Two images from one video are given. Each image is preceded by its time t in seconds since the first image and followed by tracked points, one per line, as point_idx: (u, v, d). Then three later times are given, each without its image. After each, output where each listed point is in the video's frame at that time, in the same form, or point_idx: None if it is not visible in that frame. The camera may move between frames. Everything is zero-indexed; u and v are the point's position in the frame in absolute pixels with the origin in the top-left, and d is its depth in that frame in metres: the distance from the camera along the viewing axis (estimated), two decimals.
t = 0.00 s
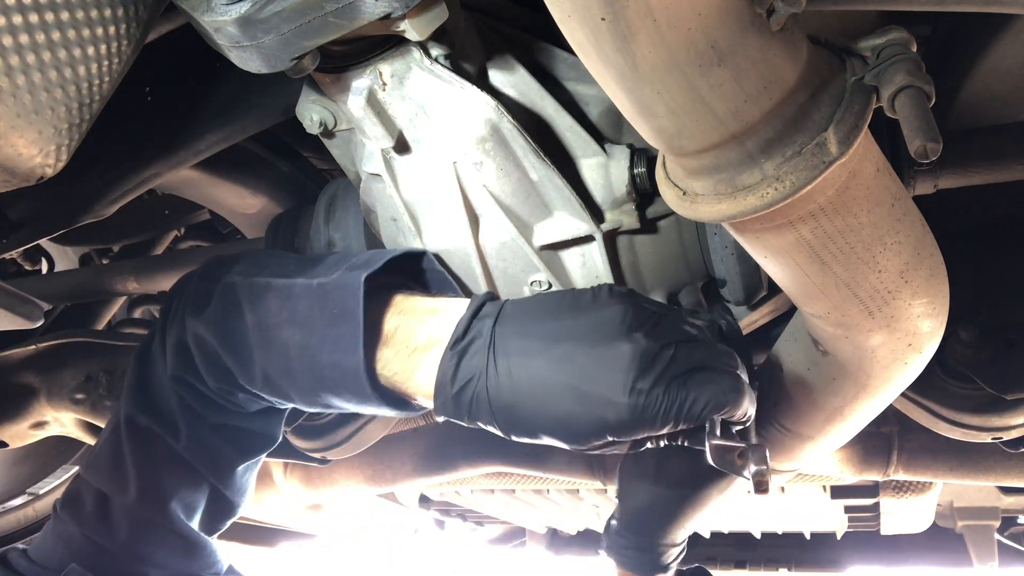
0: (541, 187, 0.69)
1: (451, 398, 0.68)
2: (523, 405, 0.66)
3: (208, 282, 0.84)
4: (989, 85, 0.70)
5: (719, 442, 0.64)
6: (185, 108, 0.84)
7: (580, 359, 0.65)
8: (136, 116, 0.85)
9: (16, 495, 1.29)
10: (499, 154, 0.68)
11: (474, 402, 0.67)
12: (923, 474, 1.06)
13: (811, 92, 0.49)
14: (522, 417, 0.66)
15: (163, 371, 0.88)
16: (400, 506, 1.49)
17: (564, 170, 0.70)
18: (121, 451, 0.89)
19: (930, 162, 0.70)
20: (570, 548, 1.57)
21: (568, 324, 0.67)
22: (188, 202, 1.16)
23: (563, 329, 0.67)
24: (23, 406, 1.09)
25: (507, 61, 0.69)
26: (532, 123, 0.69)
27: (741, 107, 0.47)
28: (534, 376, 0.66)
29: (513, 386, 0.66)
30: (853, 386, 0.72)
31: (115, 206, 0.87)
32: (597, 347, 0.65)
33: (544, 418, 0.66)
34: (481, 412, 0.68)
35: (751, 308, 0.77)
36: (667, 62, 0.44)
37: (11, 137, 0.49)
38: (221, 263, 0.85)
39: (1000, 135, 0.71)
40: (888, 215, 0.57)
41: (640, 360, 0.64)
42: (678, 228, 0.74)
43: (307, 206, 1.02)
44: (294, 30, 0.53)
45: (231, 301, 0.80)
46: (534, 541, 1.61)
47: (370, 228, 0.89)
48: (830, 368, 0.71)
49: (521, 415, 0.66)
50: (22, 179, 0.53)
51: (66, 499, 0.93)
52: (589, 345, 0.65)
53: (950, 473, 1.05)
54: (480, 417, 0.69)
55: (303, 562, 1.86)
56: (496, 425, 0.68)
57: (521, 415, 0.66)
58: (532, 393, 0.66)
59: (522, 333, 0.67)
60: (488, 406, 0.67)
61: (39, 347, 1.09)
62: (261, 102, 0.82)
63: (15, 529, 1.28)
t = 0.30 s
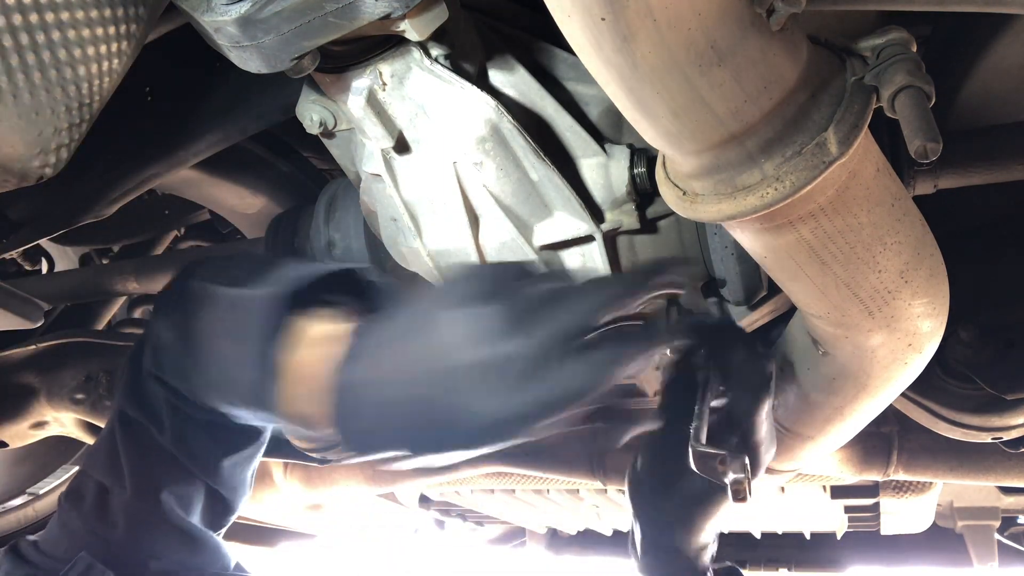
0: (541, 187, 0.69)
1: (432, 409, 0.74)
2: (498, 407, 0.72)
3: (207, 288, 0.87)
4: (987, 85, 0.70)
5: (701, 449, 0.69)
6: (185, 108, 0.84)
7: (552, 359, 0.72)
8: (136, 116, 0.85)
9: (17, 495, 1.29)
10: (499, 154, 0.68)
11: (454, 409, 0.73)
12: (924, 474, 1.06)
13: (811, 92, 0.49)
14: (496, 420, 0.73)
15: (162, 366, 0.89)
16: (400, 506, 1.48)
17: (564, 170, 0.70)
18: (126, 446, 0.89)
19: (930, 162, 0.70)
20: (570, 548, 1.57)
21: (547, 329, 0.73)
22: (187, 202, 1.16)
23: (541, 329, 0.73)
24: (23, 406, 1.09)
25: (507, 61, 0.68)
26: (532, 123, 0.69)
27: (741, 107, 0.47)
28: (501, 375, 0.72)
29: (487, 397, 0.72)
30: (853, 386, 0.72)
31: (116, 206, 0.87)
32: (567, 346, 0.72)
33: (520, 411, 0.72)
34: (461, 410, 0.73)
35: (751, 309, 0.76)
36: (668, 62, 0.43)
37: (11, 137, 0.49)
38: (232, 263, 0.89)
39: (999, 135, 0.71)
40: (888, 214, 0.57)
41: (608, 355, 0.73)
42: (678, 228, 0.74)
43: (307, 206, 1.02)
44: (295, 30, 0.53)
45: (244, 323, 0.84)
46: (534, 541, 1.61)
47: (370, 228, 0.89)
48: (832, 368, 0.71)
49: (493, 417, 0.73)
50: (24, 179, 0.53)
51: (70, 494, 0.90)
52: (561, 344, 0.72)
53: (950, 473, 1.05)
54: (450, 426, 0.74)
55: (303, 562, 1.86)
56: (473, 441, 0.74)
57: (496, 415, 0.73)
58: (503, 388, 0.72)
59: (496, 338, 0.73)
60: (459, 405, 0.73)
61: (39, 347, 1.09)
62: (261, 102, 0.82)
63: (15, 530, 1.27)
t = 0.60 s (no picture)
0: (541, 187, 0.69)
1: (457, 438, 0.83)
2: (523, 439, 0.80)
3: (218, 417, 0.84)
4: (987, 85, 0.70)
5: (702, 450, 0.74)
6: (184, 109, 0.85)
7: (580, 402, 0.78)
8: (137, 117, 0.85)
9: (17, 496, 1.34)
10: (499, 154, 0.68)
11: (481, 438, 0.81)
12: (923, 474, 1.06)
13: (811, 93, 0.49)
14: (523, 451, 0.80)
15: (175, 483, 0.79)
16: (400, 506, 1.48)
17: (564, 170, 0.70)
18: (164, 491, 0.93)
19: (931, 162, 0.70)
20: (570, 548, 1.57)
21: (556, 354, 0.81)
22: (187, 202, 1.16)
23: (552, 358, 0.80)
24: (23, 406, 1.09)
25: (507, 61, 0.68)
26: (533, 123, 0.69)
27: (741, 107, 0.47)
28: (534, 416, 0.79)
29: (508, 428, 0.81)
30: (852, 386, 0.72)
31: (114, 206, 0.88)
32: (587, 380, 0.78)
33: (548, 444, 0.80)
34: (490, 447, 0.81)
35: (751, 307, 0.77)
36: (667, 62, 0.43)
37: (13, 137, 0.49)
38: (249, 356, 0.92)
39: (1000, 136, 0.71)
40: (888, 215, 0.57)
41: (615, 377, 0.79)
42: (678, 227, 0.74)
43: (308, 206, 1.02)
44: (294, 30, 0.53)
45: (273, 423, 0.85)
46: (534, 541, 1.61)
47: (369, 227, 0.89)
48: (830, 369, 0.71)
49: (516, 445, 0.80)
50: (24, 179, 0.52)
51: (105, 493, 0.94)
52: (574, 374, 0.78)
53: (950, 473, 1.05)
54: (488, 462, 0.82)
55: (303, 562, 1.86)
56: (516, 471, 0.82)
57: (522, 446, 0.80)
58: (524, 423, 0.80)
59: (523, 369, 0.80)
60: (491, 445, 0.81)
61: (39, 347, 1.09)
62: (262, 103, 0.82)
63: (15, 529, 1.32)
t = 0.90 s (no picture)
0: (541, 188, 0.69)
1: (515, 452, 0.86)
2: (572, 459, 0.83)
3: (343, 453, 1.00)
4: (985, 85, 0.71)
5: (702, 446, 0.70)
6: (184, 109, 0.85)
7: (637, 428, 0.78)
8: (138, 117, 0.87)
9: (17, 495, 1.35)
10: (499, 154, 0.68)
11: (547, 462, 0.84)
12: (923, 475, 1.06)
13: (811, 93, 0.49)
14: (594, 465, 0.83)
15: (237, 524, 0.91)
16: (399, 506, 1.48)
17: (564, 170, 0.70)
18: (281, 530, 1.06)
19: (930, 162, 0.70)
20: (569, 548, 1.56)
21: (567, 360, 0.79)
22: (187, 202, 1.16)
23: (569, 368, 0.78)
24: (23, 406, 1.09)
25: (507, 61, 0.68)
26: (532, 123, 0.69)
27: (742, 107, 0.47)
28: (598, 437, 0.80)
29: (554, 444, 0.82)
30: (854, 389, 0.71)
31: (113, 205, 0.89)
32: (619, 388, 0.77)
33: (610, 468, 0.83)
34: (547, 474, 0.84)
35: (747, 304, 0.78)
36: (667, 63, 0.43)
37: (11, 138, 0.47)
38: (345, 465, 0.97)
39: (1000, 136, 0.71)
40: (888, 214, 0.56)
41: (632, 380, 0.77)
42: (677, 227, 0.74)
43: (307, 206, 1.02)
44: (295, 30, 0.53)
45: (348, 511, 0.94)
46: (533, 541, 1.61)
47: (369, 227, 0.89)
48: (830, 370, 0.71)
49: (581, 463, 0.83)
50: (25, 180, 0.49)
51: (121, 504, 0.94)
52: (604, 384, 0.77)
53: (951, 474, 1.05)
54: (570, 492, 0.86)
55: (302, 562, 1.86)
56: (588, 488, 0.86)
57: (590, 462, 0.82)
58: (581, 443, 0.81)
59: (562, 376, 0.79)
60: (557, 469, 0.84)
61: (39, 347, 1.10)
62: (263, 101, 0.81)
63: (15, 529, 1.33)
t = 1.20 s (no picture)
0: (541, 187, 0.69)
1: (527, 445, 0.85)
2: (581, 455, 0.83)
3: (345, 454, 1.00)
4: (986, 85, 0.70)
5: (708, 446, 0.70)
6: (185, 110, 0.84)
7: (646, 426, 0.79)
8: (138, 117, 0.87)
9: (17, 495, 1.35)
10: (499, 154, 0.68)
11: (557, 454, 0.84)
12: (923, 475, 1.06)
13: (811, 93, 0.49)
14: (602, 460, 0.83)
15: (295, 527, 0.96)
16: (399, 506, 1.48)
17: (564, 170, 0.70)
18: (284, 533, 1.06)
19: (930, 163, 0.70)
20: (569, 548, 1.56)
21: (575, 359, 0.79)
22: (186, 202, 1.16)
23: (578, 367, 0.78)
24: (23, 406, 1.09)
25: (507, 61, 0.68)
26: (532, 123, 0.69)
27: (741, 107, 0.47)
28: (607, 433, 0.81)
29: (563, 440, 0.83)
30: (854, 390, 0.72)
31: (113, 205, 0.89)
32: (629, 389, 0.77)
33: (618, 463, 0.84)
34: (559, 467, 0.85)
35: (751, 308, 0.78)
36: (667, 63, 0.43)
37: (11, 138, 0.47)
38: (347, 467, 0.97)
39: (1000, 136, 0.71)
40: (889, 214, 0.57)
41: (642, 382, 0.77)
42: (678, 227, 0.74)
43: (308, 206, 1.02)
44: (295, 31, 0.53)
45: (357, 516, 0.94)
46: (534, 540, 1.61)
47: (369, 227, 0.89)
48: (830, 370, 0.71)
49: (588, 458, 0.83)
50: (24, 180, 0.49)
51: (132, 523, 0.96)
52: (615, 385, 0.77)
53: (951, 473, 1.05)
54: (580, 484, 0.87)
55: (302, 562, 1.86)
56: (597, 480, 0.87)
57: (599, 457, 0.83)
58: (590, 440, 0.81)
59: (571, 375, 0.79)
60: (566, 462, 0.85)
61: (39, 347, 1.10)
62: (262, 102, 0.81)
63: (15, 529, 1.33)
